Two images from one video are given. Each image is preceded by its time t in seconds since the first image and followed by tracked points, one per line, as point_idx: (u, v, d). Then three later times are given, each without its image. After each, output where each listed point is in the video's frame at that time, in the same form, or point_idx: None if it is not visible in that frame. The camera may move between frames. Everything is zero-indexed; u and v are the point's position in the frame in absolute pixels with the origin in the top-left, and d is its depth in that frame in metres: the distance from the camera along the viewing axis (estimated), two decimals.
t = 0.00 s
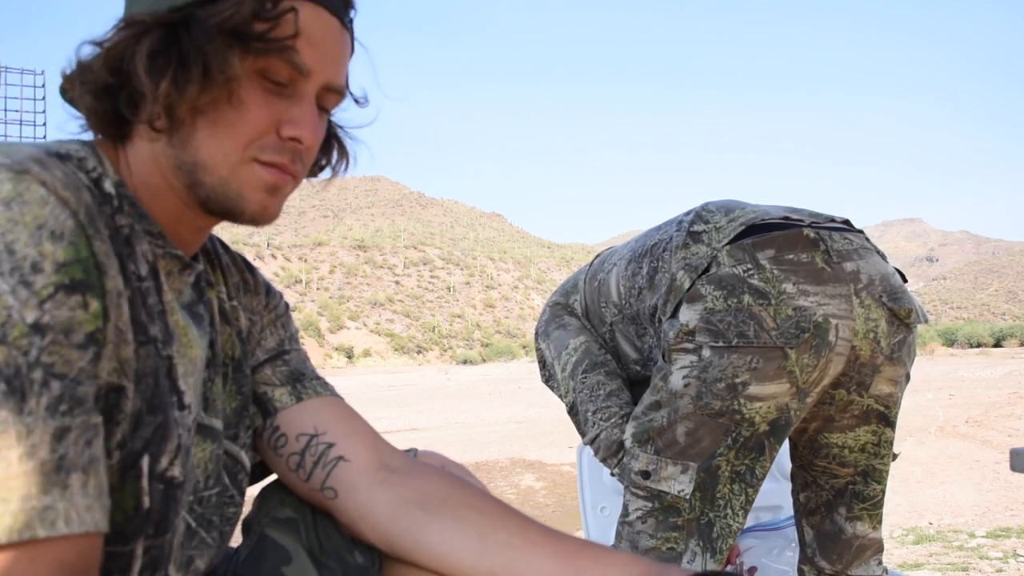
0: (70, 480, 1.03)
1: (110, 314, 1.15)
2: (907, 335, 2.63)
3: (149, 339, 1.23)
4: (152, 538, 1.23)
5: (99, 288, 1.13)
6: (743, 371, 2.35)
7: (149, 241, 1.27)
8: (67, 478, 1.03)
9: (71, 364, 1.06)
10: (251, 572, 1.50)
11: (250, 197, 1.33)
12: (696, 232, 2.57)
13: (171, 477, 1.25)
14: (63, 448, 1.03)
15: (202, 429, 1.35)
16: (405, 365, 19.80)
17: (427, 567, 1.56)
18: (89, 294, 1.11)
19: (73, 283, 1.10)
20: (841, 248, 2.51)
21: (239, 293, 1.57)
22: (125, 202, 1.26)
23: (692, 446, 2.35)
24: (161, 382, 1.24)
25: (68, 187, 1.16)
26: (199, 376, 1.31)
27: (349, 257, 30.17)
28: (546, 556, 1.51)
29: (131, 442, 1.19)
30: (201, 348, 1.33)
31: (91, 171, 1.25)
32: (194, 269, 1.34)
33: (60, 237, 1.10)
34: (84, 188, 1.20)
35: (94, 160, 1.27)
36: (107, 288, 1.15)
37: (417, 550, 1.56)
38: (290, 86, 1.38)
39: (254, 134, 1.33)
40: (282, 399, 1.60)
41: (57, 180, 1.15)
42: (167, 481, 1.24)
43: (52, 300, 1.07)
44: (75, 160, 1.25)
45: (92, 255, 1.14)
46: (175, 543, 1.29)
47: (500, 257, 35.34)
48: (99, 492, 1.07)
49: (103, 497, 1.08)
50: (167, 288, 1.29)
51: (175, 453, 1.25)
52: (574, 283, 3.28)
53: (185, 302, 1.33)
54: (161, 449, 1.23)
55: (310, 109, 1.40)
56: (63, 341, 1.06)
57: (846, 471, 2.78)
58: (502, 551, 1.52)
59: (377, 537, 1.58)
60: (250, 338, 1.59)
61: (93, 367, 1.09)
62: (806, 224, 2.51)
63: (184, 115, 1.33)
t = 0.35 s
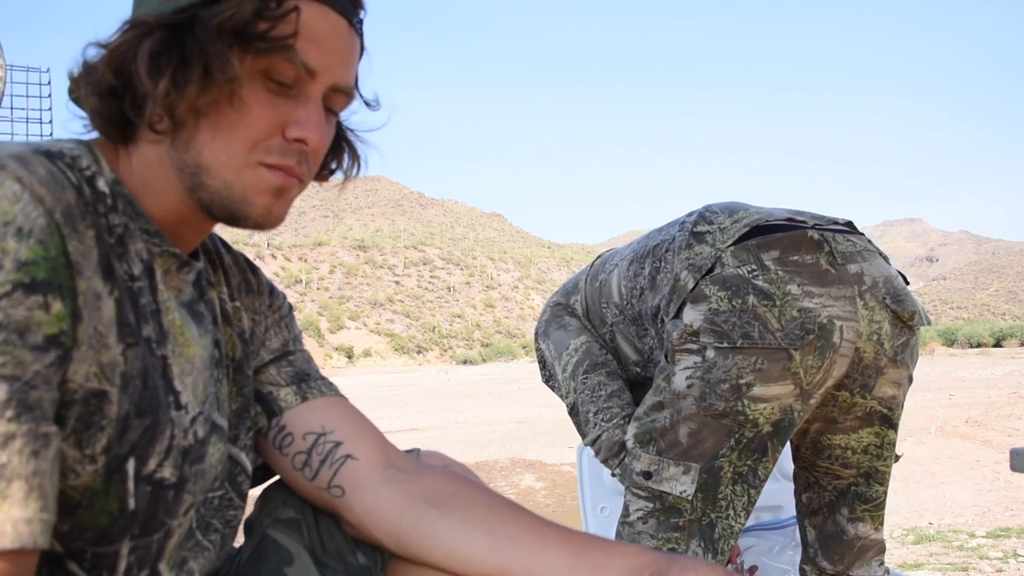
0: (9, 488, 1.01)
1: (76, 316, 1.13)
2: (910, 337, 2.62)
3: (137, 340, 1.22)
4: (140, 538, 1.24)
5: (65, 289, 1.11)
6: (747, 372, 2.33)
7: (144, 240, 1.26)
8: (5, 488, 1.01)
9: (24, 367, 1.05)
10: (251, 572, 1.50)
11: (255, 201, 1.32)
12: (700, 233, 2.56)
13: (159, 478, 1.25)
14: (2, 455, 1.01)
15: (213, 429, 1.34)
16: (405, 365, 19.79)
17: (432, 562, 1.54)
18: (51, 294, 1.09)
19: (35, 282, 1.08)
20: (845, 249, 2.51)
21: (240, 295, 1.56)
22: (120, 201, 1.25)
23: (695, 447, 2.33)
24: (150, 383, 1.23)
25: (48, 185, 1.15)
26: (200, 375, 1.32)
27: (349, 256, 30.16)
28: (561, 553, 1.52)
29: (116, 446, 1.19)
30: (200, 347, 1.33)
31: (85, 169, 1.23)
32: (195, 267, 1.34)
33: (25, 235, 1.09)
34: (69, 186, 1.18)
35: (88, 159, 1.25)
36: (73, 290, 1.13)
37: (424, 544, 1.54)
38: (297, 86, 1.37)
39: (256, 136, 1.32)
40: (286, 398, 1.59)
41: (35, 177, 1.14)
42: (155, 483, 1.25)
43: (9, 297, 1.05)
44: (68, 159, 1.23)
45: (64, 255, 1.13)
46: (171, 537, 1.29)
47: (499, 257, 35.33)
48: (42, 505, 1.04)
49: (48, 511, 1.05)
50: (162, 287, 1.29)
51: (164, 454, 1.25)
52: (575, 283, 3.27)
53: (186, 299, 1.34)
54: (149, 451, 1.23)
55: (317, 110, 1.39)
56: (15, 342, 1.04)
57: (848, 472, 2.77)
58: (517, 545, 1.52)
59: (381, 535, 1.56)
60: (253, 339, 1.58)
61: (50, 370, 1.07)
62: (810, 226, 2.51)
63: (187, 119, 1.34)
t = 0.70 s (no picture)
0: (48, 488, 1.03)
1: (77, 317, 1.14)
2: (912, 341, 2.62)
3: (123, 339, 1.23)
4: (131, 540, 1.23)
5: (64, 292, 1.12)
6: (747, 373, 2.33)
7: (130, 238, 1.27)
8: (44, 487, 1.03)
9: (41, 369, 1.07)
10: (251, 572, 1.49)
11: (189, 185, 1.29)
12: (703, 234, 2.57)
13: (153, 480, 1.26)
14: (35, 453, 1.03)
15: (205, 432, 1.35)
16: (405, 365, 19.79)
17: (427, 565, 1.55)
18: (54, 299, 1.10)
19: (37, 288, 1.09)
20: (847, 253, 2.51)
21: (237, 294, 1.56)
22: (105, 199, 1.25)
23: (695, 448, 2.32)
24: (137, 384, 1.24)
25: (35, 187, 1.14)
26: (186, 376, 1.32)
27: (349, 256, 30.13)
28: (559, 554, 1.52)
29: (105, 447, 1.19)
30: (187, 349, 1.33)
31: (70, 167, 1.24)
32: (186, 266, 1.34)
33: (21, 240, 1.09)
34: (56, 185, 1.18)
35: (74, 156, 1.26)
36: (73, 291, 1.14)
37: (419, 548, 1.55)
38: (247, 69, 1.33)
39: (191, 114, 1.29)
40: (281, 399, 1.59)
41: (21, 179, 1.13)
42: (148, 486, 1.25)
43: (14, 306, 1.07)
44: (52, 157, 1.22)
45: (57, 258, 1.13)
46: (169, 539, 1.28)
47: (499, 257, 35.33)
48: (79, 498, 1.06)
49: (89, 495, 1.08)
50: (149, 288, 1.29)
51: (155, 457, 1.26)
52: (576, 283, 3.27)
53: (176, 299, 1.34)
54: (138, 454, 1.23)
55: (271, 94, 1.34)
56: (29, 348, 1.06)
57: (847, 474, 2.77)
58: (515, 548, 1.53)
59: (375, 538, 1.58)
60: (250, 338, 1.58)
61: (62, 370, 1.09)
62: (812, 229, 2.52)
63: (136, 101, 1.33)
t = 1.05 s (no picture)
0: (219, 468, 1.00)
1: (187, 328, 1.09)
2: (909, 341, 2.66)
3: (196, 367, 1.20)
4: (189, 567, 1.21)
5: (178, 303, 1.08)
6: (748, 373, 2.36)
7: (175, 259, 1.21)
8: (215, 467, 1.00)
9: (176, 365, 1.03)
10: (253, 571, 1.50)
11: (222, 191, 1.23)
12: (701, 234, 2.61)
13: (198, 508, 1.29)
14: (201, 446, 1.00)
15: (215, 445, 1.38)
16: (405, 365, 19.83)
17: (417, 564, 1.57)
18: (174, 308, 1.06)
19: (161, 298, 1.05)
20: (845, 253, 2.55)
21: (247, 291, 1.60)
22: (156, 219, 1.19)
23: (694, 447, 2.35)
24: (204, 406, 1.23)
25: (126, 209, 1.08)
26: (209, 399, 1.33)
27: (349, 256, 30.17)
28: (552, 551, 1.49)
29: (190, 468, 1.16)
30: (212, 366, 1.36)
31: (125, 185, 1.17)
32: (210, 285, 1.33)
33: (136, 257, 1.04)
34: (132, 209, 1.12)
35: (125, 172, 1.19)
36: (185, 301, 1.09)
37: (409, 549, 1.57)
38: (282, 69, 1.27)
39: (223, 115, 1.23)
40: (280, 396, 1.63)
41: (116, 205, 1.06)
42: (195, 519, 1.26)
43: (150, 316, 1.02)
44: (111, 175, 1.16)
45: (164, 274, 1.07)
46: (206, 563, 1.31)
47: (500, 258, 35.37)
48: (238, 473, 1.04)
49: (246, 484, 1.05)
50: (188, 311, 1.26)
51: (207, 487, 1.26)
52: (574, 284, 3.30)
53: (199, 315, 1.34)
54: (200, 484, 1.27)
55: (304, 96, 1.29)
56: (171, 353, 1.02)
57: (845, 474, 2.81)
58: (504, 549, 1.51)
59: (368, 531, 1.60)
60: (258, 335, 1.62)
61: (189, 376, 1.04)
62: (809, 230, 2.55)
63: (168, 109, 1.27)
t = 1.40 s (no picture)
0: (203, 498, 1.09)
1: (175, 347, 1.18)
2: (908, 339, 2.67)
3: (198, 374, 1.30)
4: None
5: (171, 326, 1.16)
6: (745, 373, 2.36)
7: (179, 267, 1.25)
8: (200, 497, 1.08)
9: (166, 392, 1.12)
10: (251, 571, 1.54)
11: (281, 244, 1.30)
12: (699, 234, 2.61)
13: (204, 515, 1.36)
14: (186, 470, 1.08)
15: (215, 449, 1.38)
16: (405, 365, 19.84)
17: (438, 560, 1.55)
18: (165, 329, 1.15)
19: (152, 319, 1.13)
20: (843, 253, 2.54)
21: (257, 291, 1.61)
22: (160, 227, 1.22)
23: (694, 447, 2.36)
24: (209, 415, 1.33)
25: (120, 224, 1.14)
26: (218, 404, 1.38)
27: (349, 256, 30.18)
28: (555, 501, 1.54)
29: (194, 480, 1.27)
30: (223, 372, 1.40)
31: (127, 194, 1.20)
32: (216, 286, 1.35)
33: (127, 277, 1.12)
34: (129, 222, 1.17)
35: (128, 180, 1.22)
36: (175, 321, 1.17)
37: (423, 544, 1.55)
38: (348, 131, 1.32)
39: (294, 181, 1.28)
40: (289, 401, 1.64)
41: (111, 219, 1.13)
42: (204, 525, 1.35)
43: (139, 338, 1.10)
44: (112, 184, 1.19)
45: (158, 298, 1.16)
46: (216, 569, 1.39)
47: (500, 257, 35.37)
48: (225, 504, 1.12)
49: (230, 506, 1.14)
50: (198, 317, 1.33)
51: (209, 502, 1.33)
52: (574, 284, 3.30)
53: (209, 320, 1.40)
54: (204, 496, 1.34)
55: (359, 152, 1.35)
56: (156, 376, 1.11)
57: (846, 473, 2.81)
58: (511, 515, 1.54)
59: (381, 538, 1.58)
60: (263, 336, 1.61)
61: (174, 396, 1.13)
62: (807, 229, 2.55)
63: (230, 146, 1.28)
